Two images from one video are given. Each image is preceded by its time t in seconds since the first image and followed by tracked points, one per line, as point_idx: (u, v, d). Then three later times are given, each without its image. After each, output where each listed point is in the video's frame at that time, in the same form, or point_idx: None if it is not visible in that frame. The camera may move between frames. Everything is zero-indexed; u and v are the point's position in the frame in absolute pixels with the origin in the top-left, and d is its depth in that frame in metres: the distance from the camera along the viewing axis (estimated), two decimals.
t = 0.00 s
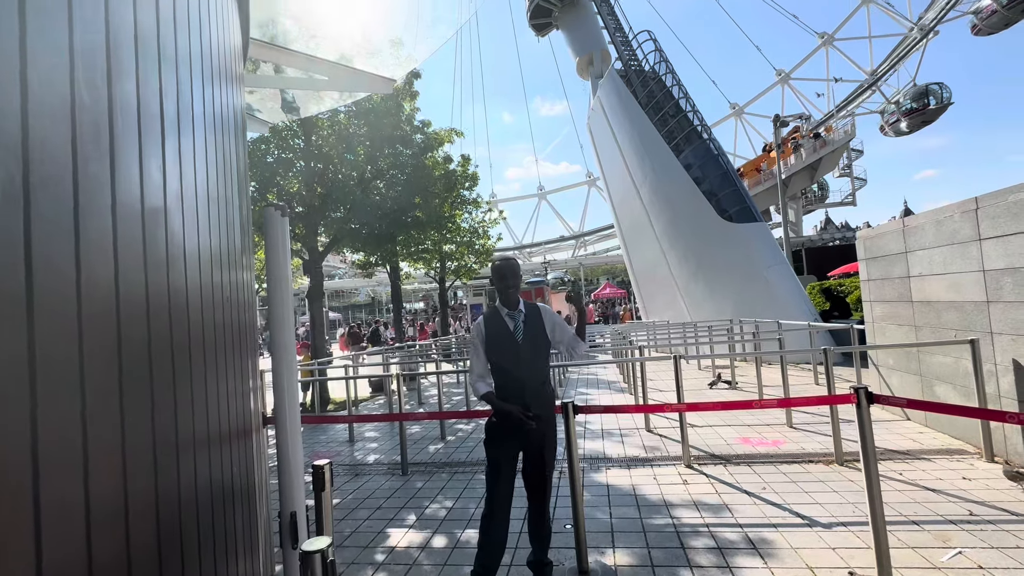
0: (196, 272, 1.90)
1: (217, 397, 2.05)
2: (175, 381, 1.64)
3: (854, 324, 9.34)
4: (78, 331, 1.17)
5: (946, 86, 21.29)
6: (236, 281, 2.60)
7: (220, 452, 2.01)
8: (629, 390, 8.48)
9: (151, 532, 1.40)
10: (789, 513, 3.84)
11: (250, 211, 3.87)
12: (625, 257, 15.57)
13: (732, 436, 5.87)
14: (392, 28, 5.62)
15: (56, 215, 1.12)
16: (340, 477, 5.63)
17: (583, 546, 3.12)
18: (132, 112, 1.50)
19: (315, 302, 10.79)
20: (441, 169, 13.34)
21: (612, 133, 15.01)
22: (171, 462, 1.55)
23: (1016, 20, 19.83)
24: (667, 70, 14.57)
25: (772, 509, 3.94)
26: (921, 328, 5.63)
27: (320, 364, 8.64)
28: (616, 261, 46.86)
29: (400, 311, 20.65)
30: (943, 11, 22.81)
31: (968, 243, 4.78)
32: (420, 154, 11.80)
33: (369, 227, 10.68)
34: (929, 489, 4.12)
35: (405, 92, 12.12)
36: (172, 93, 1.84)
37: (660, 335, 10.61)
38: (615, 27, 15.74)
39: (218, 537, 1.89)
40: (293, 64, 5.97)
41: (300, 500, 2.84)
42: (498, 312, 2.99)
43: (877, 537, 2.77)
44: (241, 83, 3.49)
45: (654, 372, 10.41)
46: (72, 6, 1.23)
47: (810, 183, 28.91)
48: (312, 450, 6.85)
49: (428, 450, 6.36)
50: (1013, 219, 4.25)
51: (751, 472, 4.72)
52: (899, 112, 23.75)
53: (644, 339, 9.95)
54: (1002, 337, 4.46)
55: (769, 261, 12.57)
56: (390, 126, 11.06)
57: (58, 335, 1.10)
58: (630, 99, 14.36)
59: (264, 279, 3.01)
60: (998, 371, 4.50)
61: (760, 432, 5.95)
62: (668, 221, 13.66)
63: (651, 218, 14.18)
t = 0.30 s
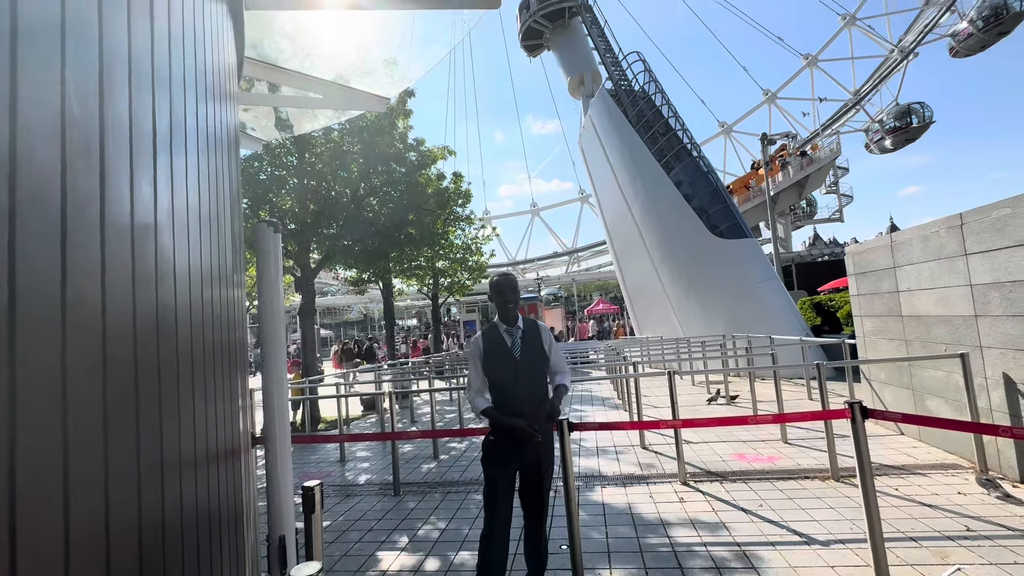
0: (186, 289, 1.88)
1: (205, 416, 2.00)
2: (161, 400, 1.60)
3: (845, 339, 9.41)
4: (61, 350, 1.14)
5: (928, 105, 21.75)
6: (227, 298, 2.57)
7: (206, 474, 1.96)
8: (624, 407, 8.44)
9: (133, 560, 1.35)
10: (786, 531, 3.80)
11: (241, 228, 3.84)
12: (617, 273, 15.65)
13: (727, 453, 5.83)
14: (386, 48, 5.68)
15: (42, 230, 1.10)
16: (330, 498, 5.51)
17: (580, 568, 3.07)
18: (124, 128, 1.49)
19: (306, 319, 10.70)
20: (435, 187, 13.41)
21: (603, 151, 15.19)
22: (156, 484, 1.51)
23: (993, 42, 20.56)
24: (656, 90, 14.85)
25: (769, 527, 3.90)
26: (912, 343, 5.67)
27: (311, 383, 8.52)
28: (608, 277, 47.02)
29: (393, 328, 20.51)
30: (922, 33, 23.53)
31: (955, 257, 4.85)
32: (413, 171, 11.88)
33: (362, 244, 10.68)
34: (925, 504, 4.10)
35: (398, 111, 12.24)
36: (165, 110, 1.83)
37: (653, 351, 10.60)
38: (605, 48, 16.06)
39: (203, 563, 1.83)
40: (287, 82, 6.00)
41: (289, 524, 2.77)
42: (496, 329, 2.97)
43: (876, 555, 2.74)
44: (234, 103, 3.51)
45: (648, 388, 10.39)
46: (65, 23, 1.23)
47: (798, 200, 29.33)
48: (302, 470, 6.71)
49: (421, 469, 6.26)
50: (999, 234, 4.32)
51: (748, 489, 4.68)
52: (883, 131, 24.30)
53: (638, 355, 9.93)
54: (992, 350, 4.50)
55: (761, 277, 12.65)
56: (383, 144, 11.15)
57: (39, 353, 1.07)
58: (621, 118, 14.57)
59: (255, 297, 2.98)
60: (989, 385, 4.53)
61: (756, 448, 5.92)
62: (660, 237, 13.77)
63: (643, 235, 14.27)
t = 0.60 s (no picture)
0: (175, 313, 1.86)
1: (191, 443, 1.96)
2: (147, 427, 1.57)
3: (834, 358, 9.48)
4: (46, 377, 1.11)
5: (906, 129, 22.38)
6: (215, 322, 2.55)
7: (191, 503, 1.91)
8: (616, 428, 8.39)
9: None
10: (781, 553, 3.77)
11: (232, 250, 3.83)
12: (608, 293, 15.71)
13: (721, 474, 5.80)
14: (378, 73, 5.77)
15: (32, 256, 1.09)
16: (318, 526, 5.38)
17: None
18: (117, 153, 1.49)
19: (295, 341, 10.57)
20: (426, 209, 13.49)
21: (592, 173, 15.41)
22: (139, 515, 1.47)
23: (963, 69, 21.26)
24: (643, 113, 15.16)
25: (764, 549, 3.86)
26: (899, 360, 5.73)
27: (299, 407, 8.38)
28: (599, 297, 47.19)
29: (383, 350, 20.33)
30: (897, 60, 24.40)
31: (937, 276, 4.95)
32: (404, 193, 11.97)
33: (353, 266, 10.67)
34: (919, 523, 4.09)
35: (390, 134, 12.38)
36: (158, 135, 1.84)
37: (645, 371, 10.59)
38: (593, 73, 16.43)
39: None
40: (279, 106, 6.05)
41: (276, 554, 2.70)
42: (489, 349, 2.96)
43: None
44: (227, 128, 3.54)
45: (640, 409, 10.34)
46: (60, 48, 1.24)
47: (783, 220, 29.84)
48: (289, 497, 6.55)
49: (411, 495, 6.14)
50: (978, 254, 4.42)
51: (742, 511, 4.65)
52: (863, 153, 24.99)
53: (629, 375, 9.91)
54: (977, 368, 4.56)
55: (751, 295, 12.72)
56: (374, 167, 11.23)
57: (24, 379, 1.05)
58: (609, 141, 14.84)
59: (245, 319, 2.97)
60: (976, 403, 4.58)
61: (749, 469, 5.90)
62: (649, 257, 13.89)
63: (633, 256, 14.39)
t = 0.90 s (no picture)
0: (157, 340, 1.83)
1: (171, 474, 1.90)
2: (125, 455, 1.53)
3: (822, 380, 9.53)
4: (22, 408, 1.08)
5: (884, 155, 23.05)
6: (199, 349, 2.50)
7: (169, 538, 1.84)
8: (609, 454, 8.29)
9: None
10: None
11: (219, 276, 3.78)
12: (598, 316, 15.73)
13: (715, 499, 5.73)
14: (367, 101, 5.87)
15: (14, 284, 1.08)
16: (302, 562, 5.19)
17: None
18: (104, 180, 1.49)
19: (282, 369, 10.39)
20: (416, 235, 13.54)
21: (581, 199, 15.61)
22: (113, 551, 1.41)
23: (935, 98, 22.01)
24: (628, 140, 15.48)
25: None
26: (886, 381, 5.77)
27: (285, 436, 8.20)
28: (589, 321, 47.24)
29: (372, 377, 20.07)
30: (871, 89, 25.34)
31: (918, 297, 5.04)
32: (393, 219, 12.04)
33: (342, 291, 10.66)
34: (914, 547, 4.06)
35: (380, 161, 12.50)
36: (146, 162, 1.85)
37: (636, 395, 10.55)
38: (579, 102, 16.83)
39: None
40: (271, 134, 6.10)
41: None
42: (477, 376, 2.93)
43: None
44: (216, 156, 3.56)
45: (632, 434, 10.25)
46: (51, 78, 1.25)
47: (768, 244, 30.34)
48: (273, 531, 6.34)
49: (400, 526, 5.98)
50: (957, 275, 4.53)
51: (737, 537, 4.58)
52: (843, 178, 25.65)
53: (621, 399, 9.86)
54: (963, 388, 4.60)
55: (739, 317, 12.85)
56: (364, 193, 11.31)
57: None
58: (597, 167, 15.08)
59: (230, 347, 2.93)
60: (963, 423, 4.61)
61: (743, 494, 5.84)
62: (638, 281, 13.99)
63: (622, 279, 14.48)
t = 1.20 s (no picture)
0: (134, 373, 1.79)
1: (144, 513, 1.84)
2: (95, 496, 1.47)
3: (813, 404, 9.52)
4: None
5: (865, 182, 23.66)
6: (179, 381, 2.45)
7: None
8: (602, 483, 8.15)
9: None
10: None
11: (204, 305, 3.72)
12: (589, 342, 15.66)
13: (711, 529, 5.63)
14: (356, 132, 5.97)
15: None
16: None
17: None
18: (85, 212, 1.48)
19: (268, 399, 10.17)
20: (406, 262, 13.54)
21: (570, 226, 15.73)
22: None
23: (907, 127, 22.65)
24: (616, 168, 15.77)
25: None
26: (876, 405, 5.77)
27: (270, 470, 7.97)
28: (580, 347, 47.12)
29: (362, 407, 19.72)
30: (849, 119, 26.21)
31: (903, 321, 5.10)
32: (383, 248, 12.06)
33: (332, 320, 10.60)
34: None
35: (371, 190, 12.59)
36: (129, 193, 1.84)
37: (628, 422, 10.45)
38: (567, 132, 17.19)
39: None
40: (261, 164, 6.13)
41: None
42: (466, 405, 2.88)
43: None
44: (204, 186, 3.56)
45: (625, 462, 10.11)
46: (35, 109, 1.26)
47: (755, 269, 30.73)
48: (255, 572, 6.09)
49: (388, 564, 5.78)
50: (940, 298, 4.61)
51: (734, 569, 4.48)
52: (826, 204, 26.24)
53: (613, 426, 9.75)
54: (952, 411, 4.62)
55: (728, 342, 12.96)
56: (354, 222, 11.35)
57: None
58: (585, 195, 15.29)
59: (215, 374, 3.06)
60: (954, 447, 4.60)
61: (738, 523, 5.74)
62: (629, 307, 14.01)
63: (612, 305, 14.51)
